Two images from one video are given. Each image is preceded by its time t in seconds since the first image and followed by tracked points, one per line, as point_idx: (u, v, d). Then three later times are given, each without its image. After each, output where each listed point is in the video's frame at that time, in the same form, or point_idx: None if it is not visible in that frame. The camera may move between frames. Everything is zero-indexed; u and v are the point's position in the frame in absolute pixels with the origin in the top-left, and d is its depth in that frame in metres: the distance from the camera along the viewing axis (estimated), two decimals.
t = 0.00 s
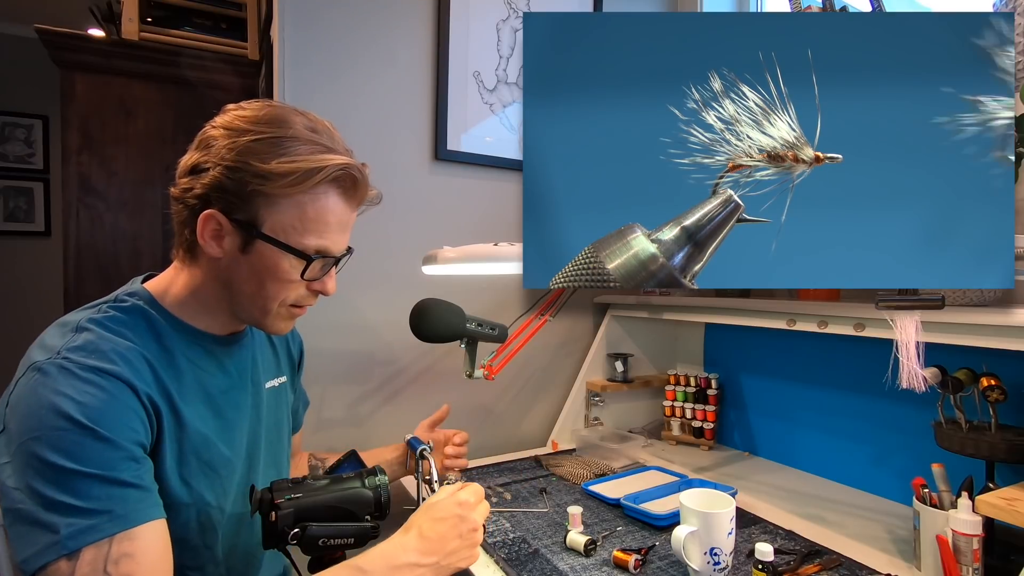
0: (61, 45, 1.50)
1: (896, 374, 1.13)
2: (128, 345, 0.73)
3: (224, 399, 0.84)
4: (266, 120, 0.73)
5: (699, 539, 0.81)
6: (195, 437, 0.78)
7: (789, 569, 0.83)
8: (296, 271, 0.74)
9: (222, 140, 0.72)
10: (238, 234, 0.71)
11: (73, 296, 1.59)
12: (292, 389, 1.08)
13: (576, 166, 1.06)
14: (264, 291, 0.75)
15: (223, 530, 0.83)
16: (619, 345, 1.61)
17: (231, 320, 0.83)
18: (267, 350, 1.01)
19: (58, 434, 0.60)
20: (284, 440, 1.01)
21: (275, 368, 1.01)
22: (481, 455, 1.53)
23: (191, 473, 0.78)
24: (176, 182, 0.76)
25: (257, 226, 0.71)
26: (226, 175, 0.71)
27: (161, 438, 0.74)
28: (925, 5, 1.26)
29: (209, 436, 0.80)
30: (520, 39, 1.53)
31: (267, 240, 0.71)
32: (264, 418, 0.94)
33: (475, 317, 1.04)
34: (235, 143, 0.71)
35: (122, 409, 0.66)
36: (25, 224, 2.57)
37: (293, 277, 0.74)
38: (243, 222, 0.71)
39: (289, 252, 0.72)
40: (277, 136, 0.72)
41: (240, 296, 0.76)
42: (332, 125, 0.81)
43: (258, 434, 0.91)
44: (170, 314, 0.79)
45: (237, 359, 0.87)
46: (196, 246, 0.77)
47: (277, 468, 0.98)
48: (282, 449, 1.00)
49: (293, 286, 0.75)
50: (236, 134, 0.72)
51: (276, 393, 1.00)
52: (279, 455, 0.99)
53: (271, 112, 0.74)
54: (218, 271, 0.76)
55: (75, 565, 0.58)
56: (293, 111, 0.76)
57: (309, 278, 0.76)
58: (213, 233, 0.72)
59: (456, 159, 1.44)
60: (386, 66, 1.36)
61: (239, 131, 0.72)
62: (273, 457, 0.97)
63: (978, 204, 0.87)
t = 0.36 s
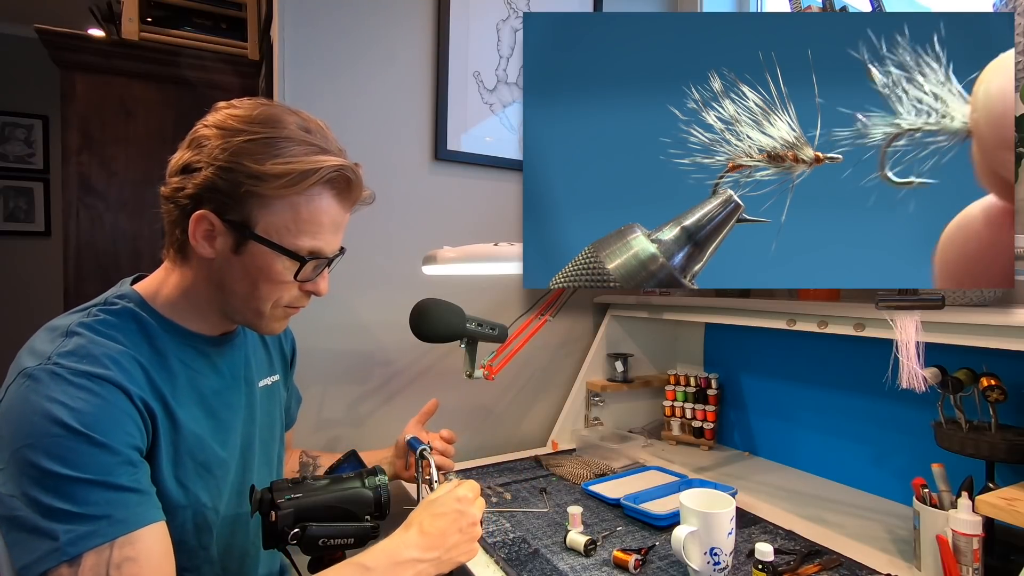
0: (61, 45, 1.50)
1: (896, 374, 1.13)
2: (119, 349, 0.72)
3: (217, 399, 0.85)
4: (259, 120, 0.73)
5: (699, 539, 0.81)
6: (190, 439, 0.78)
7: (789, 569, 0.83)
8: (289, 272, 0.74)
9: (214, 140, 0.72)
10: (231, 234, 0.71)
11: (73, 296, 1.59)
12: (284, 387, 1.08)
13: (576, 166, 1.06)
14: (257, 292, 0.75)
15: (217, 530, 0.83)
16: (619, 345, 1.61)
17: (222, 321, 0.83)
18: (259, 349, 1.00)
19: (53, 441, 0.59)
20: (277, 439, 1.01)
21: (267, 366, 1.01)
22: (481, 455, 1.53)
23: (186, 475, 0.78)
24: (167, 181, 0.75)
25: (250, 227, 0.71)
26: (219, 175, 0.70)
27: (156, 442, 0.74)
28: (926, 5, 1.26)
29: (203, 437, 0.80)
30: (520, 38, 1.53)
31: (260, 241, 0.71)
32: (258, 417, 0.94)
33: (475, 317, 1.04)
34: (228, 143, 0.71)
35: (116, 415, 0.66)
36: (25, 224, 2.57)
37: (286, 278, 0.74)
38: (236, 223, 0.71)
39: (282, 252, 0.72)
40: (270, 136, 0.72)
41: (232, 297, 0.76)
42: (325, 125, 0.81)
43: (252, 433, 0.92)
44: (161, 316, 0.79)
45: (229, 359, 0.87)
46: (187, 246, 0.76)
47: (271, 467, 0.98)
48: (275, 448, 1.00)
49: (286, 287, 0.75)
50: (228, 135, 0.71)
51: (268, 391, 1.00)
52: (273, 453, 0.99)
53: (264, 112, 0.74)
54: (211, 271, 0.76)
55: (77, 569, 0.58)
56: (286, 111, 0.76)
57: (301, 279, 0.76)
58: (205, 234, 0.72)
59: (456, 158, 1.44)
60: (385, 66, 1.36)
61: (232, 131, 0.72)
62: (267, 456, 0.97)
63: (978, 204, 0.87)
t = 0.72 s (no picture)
0: (61, 45, 1.50)
1: (896, 374, 1.14)
2: (112, 352, 0.72)
3: (213, 400, 0.85)
4: (266, 127, 0.72)
5: (699, 539, 0.81)
6: (185, 441, 0.78)
7: (789, 569, 0.83)
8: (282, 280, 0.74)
9: (219, 143, 0.71)
10: (227, 238, 0.71)
11: (73, 296, 1.59)
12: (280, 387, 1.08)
13: (576, 165, 1.05)
14: (249, 297, 0.75)
15: (214, 530, 0.83)
16: (619, 345, 1.61)
17: (213, 322, 0.83)
18: (255, 349, 1.00)
19: (48, 446, 0.59)
20: (273, 439, 1.01)
21: (263, 366, 1.01)
22: (481, 455, 1.53)
23: (181, 477, 0.78)
24: (168, 176, 0.74)
25: (248, 234, 0.71)
26: (221, 180, 0.70)
27: (152, 445, 0.74)
28: (926, 5, 1.26)
29: (200, 438, 0.80)
30: (520, 38, 1.53)
31: (256, 248, 0.71)
32: (254, 416, 0.95)
33: (475, 317, 1.04)
34: (233, 148, 0.70)
35: (109, 420, 0.65)
36: (26, 224, 2.57)
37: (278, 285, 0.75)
38: (234, 228, 0.71)
39: (276, 261, 0.72)
40: (277, 146, 0.71)
41: (224, 300, 0.76)
42: (330, 132, 0.80)
43: (248, 433, 0.92)
44: (154, 317, 0.78)
45: (224, 359, 0.87)
46: (181, 246, 0.76)
47: (268, 466, 0.98)
48: (271, 447, 1.00)
49: (277, 294, 0.76)
50: (234, 139, 0.71)
51: (266, 391, 1.00)
52: (269, 452, 0.99)
53: (272, 117, 0.73)
54: (204, 272, 0.75)
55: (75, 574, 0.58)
56: (293, 118, 0.75)
57: (293, 287, 0.76)
58: (200, 235, 0.71)
59: (456, 158, 1.44)
60: (385, 66, 1.36)
61: (237, 135, 0.71)
62: (264, 456, 0.97)
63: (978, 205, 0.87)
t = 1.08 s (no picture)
0: (61, 45, 1.50)
1: (896, 374, 1.13)
2: (112, 353, 0.72)
3: (213, 401, 0.85)
4: (271, 131, 0.72)
5: (699, 539, 0.81)
6: (186, 441, 0.78)
7: (789, 569, 0.83)
8: (280, 284, 0.74)
9: (224, 146, 0.71)
10: (228, 240, 0.71)
11: (73, 296, 1.59)
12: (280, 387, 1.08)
13: (576, 165, 1.06)
14: (248, 300, 0.75)
15: (214, 529, 0.83)
16: (619, 345, 1.61)
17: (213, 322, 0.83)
18: (255, 348, 1.00)
19: (49, 446, 0.59)
20: (273, 438, 1.01)
21: (263, 365, 1.01)
22: (481, 455, 1.53)
23: (181, 477, 0.78)
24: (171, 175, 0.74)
25: (248, 237, 0.71)
26: (223, 183, 0.70)
27: (153, 446, 0.74)
28: (926, 5, 1.26)
29: (200, 439, 0.80)
30: (520, 38, 1.53)
31: (255, 251, 0.71)
32: (254, 415, 0.95)
33: (475, 317, 1.04)
34: (238, 152, 0.70)
35: (109, 421, 0.65)
36: (26, 224, 2.57)
37: (275, 289, 0.75)
38: (235, 231, 0.71)
39: (275, 266, 0.72)
40: (281, 151, 0.71)
41: (223, 301, 0.76)
42: (335, 136, 0.80)
43: (248, 433, 0.92)
44: (153, 317, 0.78)
45: (224, 359, 0.87)
46: (182, 246, 0.76)
47: (268, 466, 0.98)
48: (271, 446, 1.00)
49: (274, 297, 0.76)
50: (239, 143, 0.71)
51: (266, 391, 1.00)
52: (269, 452, 0.99)
53: (277, 122, 0.73)
54: (203, 272, 0.75)
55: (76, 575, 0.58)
56: (299, 122, 0.75)
57: (292, 292, 0.77)
58: (200, 236, 0.71)
59: (456, 158, 1.44)
60: (384, 67, 1.36)
61: (241, 139, 0.71)
62: (264, 455, 0.97)
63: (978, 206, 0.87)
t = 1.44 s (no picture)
0: (61, 45, 1.50)
1: (896, 374, 1.13)
2: (111, 353, 0.72)
3: (214, 400, 0.85)
4: (271, 131, 0.72)
5: (699, 539, 0.81)
6: (186, 441, 0.78)
7: (789, 569, 0.83)
8: (280, 284, 0.74)
9: (223, 145, 0.71)
10: (227, 240, 0.71)
11: (73, 296, 1.59)
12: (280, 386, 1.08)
13: (576, 164, 1.06)
14: (248, 300, 0.75)
15: (215, 530, 0.83)
16: (619, 345, 1.61)
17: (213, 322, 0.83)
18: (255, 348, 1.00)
19: (49, 447, 0.59)
20: (274, 437, 1.01)
21: (264, 364, 1.01)
22: (481, 455, 1.53)
23: (182, 477, 0.78)
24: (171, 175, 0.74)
25: (248, 238, 0.71)
26: (223, 182, 0.70)
27: (153, 446, 0.74)
28: (926, 5, 1.26)
29: (201, 438, 0.80)
30: (520, 38, 1.53)
31: (255, 251, 0.71)
32: (255, 415, 0.95)
33: (475, 317, 1.04)
34: (237, 151, 0.70)
35: (109, 421, 0.65)
36: (25, 224, 2.57)
37: (276, 288, 0.75)
38: (235, 231, 0.71)
39: (275, 266, 0.72)
40: (281, 150, 0.71)
41: (224, 302, 0.76)
42: (335, 136, 0.81)
43: (249, 432, 0.92)
44: (153, 318, 0.78)
45: (224, 359, 0.87)
46: (182, 247, 0.76)
47: (268, 466, 0.98)
48: (272, 445, 1.00)
49: (274, 297, 0.76)
50: (238, 143, 0.71)
51: (266, 390, 1.00)
52: (269, 452, 0.99)
53: (277, 121, 0.73)
54: (203, 272, 0.75)
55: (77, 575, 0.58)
56: (298, 122, 0.75)
57: (292, 291, 0.76)
58: (200, 237, 0.71)
59: (456, 158, 1.44)
60: (385, 65, 1.36)
61: (241, 139, 0.71)
62: (264, 454, 0.97)
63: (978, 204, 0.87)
